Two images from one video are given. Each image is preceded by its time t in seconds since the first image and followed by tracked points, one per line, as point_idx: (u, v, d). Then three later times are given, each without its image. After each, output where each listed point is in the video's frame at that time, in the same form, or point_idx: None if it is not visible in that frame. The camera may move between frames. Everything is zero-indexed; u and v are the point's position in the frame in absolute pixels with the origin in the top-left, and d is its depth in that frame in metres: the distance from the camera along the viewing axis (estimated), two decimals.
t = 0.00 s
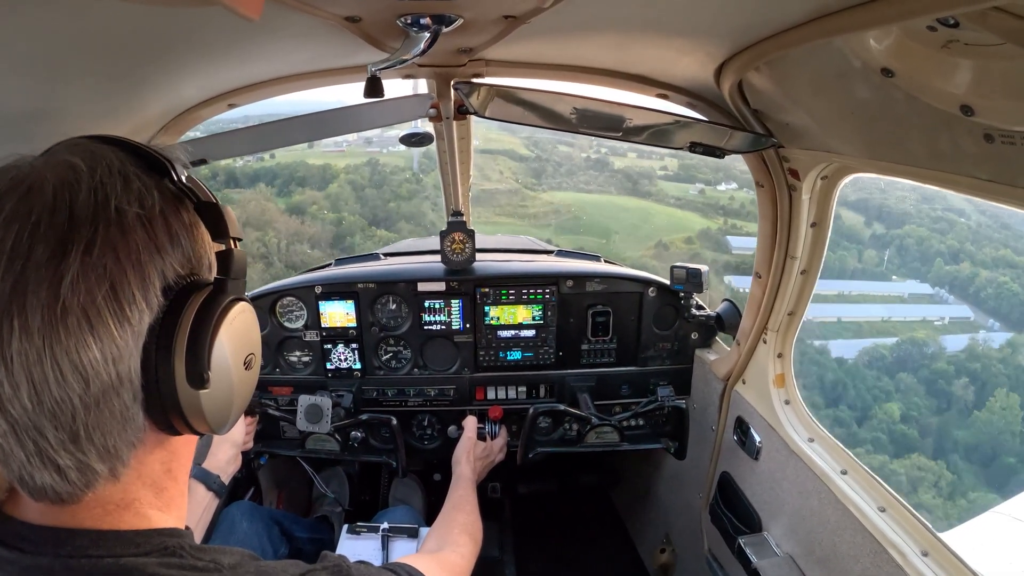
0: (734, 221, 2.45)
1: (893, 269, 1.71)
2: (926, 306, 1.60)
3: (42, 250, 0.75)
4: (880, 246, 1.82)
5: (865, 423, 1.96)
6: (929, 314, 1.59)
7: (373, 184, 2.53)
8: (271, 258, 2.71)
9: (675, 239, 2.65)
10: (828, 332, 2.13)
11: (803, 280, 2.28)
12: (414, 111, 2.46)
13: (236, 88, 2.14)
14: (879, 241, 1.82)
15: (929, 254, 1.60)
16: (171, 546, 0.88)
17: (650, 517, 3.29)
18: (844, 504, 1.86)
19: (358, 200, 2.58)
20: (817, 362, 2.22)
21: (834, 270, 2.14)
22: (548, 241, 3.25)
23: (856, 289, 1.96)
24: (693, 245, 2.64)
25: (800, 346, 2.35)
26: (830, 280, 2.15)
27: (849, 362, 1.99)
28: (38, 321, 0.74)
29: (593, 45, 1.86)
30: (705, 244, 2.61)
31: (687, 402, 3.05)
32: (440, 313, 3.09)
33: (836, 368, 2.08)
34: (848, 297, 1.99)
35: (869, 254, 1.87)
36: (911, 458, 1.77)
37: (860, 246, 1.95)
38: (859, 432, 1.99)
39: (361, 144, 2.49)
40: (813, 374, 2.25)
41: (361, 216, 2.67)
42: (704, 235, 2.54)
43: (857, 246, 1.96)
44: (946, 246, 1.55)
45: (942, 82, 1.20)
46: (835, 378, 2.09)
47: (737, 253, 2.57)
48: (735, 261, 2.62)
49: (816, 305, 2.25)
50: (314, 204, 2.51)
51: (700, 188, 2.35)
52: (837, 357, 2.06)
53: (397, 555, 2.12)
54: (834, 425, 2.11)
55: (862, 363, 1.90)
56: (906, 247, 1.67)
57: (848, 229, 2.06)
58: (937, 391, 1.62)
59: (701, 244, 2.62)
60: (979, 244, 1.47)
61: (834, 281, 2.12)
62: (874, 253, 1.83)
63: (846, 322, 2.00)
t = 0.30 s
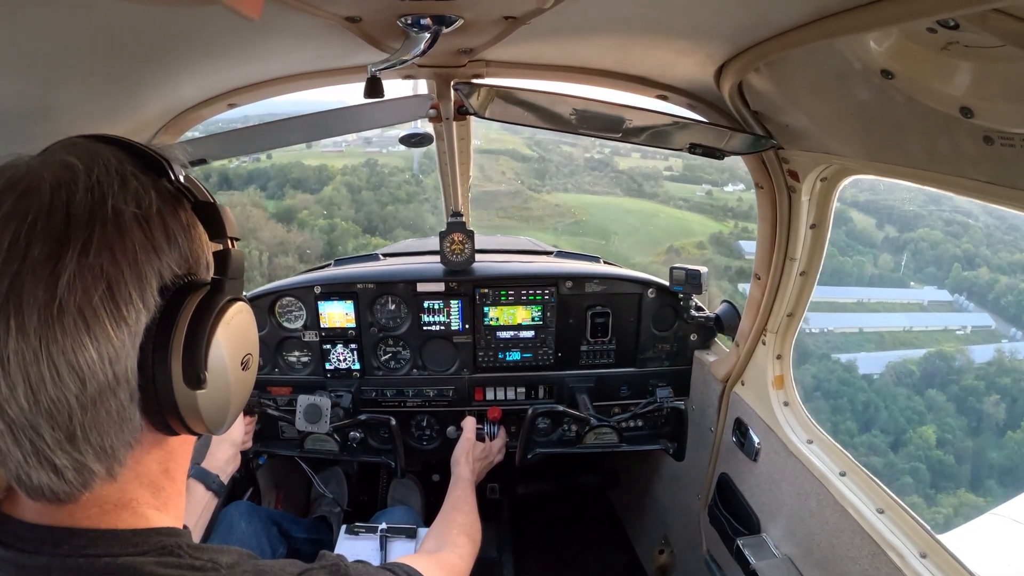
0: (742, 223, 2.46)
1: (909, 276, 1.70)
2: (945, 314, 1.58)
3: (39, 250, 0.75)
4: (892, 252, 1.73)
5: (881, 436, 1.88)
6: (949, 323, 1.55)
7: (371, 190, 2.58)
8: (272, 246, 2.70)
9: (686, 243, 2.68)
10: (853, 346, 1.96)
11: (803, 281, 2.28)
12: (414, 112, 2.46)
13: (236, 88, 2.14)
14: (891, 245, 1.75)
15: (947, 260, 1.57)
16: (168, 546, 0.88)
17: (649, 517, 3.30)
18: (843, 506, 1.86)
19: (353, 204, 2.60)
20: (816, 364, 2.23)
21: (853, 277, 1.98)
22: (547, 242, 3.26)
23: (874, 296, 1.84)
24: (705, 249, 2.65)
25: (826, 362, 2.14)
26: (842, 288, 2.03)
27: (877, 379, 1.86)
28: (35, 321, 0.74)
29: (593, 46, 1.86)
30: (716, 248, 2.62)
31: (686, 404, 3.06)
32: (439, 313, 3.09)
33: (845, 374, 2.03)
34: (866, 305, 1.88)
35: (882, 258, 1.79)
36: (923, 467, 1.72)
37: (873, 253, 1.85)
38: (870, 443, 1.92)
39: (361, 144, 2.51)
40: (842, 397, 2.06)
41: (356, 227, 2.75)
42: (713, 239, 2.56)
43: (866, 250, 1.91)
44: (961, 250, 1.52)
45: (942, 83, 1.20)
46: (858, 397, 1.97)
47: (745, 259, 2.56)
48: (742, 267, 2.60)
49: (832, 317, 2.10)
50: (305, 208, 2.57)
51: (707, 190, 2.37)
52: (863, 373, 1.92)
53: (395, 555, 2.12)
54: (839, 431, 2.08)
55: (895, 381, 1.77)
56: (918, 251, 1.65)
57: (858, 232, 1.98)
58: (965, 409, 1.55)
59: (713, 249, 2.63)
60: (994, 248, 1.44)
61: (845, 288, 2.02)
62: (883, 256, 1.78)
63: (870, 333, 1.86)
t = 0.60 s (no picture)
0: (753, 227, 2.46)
1: (928, 281, 1.62)
2: (967, 324, 1.49)
3: (40, 249, 0.75)
4: (905, 254, 1.69)
5: (897, 446, 1.82)
6: (973, 334, 1.47)
7: (366, 194, 2.59)
8: (270, 252, 2.70)
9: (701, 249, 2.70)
10: (878, 360, 1.84)
11: (802, 283, 2.27)
12: (414, 113, 2.46)
13: (236, 89, 2.14)
14: (906, 248, 1.68)
15: (963, 264, 1.51)
16: (168, 545, 0.87)
17: (648, 519, 3.29)
18: (842, 508, 1.86)
19: (347, 209, 2.62)
20: (815, 366, 2.22)
21: (876, 285, 1.84)
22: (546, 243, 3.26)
23: (897, 305, 1.74)
24: (720, 255, 2.68)
25: (856, 381, 1.97)
26: (863, 297, 1.91)
27: (910, 399, 1.74)
28: (35, 320, 0.74)
29: (592, 48, 1.87)
30: (729, 255, 2.63)
31: (685, 406, 3.06)
32: (439, 314, 3.09)
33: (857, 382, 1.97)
34: (888, 314, 1.77)
35: (899, 262, 1.71)
36: (937, 478, 1.67)
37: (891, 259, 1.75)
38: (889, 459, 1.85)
39: (360, 143, 2.52)
40: (879, 422, 1.89)
41: (352, 224, 2.71)
42: (726, 244, 2.59)
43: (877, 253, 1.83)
44: (977, 254, 1.47)
45: (941, 85, 1.21)
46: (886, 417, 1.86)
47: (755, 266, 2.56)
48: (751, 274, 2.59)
49: (854, 327, 1.96)
50: (295, 214, 2.54)
51: (715, 191, 2.39)
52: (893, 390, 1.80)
53: (394, 556, 2.12)
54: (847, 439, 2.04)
55: (931, 400, 1.66)
56: (935, 255, 1.58)
57: (870, 235, 1.92)
58: (1000, 430, 1.47)
59: (727, 255, 2.65)
60: (1011, 251, 1.39)
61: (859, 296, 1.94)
62: (897, 258, 1.72)
63: (895, 345, 1.75)
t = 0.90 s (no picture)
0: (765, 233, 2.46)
1: (949, 288, 1.58)
2: (992, 332, 1.46)
3: (36, 248, 0.74)
4: (921, 257, 1.65)
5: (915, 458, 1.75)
6: (996, 343, 1.45)
7: (366, 195, 2.59)
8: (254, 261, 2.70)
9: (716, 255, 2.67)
10: (905, 372, 1.75)
11: (802, 285, 2.27)
12: (414, 113, 2.46)
13: (236, 88, 2.14)
14: (922, 253, 1.64)
15: (981, 269, 1.48)
16: (165, 544, 0.87)
17: (646, 521, 3.29)
18: (840, 509, 1.86)
19: (342, 210, 2.63)
20: (815, 368, 2.22)
21: (894, 292, 1.74)
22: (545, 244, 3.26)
23: (919, 315, 1.67)
24: (734, 261, 2.62)
25: (890, 404, 1.82)
26: (880, 305, 1.80)
27: (949, 420, 1.61)
28: (31, 319, 0.74)
29: (593, 49, 1.87)
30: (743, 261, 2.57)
31: (684, 407, 3.06)
32: (438, 315, 3.09)
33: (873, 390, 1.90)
34: (909, 324, 1.70)
35: (915, 267, 1.67)
36: (958, 489, 1.62)
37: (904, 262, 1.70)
38: (902, 470, 1.80)
39: (360, 144, 2.52)
40: (916, 450, 1.74)
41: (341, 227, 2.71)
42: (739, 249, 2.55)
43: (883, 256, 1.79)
44: (994, 259, 1.44)
45: (941, 88, 1.20)
46: (907, 432, 1.78)
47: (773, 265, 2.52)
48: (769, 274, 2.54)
49: (876, 339, 1.84)
50: (283, 221, 2.54)
51: (722, 193, 2.39)
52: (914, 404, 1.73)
53: (392, 555, 2.12)
54: (858, 448, 1.99)
55: (968, 421, 1.56)
56: (951, 260, 1.55)
57: (885, 239, 1.81)
58: None
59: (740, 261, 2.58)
60: None
61: (876, 305, 1.82)
62: (909, 262, 1.68)
63: (921, 357, 1.68)
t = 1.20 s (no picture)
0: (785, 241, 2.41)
1: (967, 294, 1.51)
2: (1015, 341, 1.39)
3: (31, 244, 0.74)
4: (937, 262, 1.59)
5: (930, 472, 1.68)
6: None
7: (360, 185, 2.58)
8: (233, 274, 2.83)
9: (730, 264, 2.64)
10: (934, 389, 1.64)
11: (801, 287, 2.27)
12: (414, 113, 2.46)
13: (236, 86, 2.14)
14: (937, 257, 1.59)
15: (998, 273, 1.42)
16: (160, 542, 0.87)
17: (645, 522, 3.28)
18: (838, 512, 1.86)
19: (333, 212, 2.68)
20: (814, 370, 2.22)
21: (918, 301, 1.65)
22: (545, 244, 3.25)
23: (943, 324, 1.58)
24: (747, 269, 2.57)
25: (932, 430, 1.65)
26: (902, 313, 1.70)
27: (980, 438, 1.51)
28: (25, 315, 0.73)
29: (593, 50, 1.87)
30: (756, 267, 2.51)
31: (683, 408, 3.06)
32: (437, 314, 3.09)
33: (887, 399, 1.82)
34: (931, 334, 1.62)
35: (933, 272, 1.60)
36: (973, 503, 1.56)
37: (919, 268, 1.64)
38: (918, 478, 1.72)
39: (360, 145, 2.51)
40: (962, 482, 1.60)
41: (329, 235, 2.81)
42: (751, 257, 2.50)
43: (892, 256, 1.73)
44: (1011, 263, 1.38)
45: (941, 91, 1.20)
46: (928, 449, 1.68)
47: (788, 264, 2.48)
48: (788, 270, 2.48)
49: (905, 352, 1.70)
50: (268, 231, 2.64)
51: (730, 195, 2.43)
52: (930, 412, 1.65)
53: (390, 554, 2.12)
54: (866, 457, 1.93)
55: (1007, 445, 1.45)
56: (968, 264, 1.49)
57: (899, 242, 1.72)
58: None
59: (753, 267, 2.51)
60: None
61: (895, 313, 1.71)
62: (927, 267, 1.62)
63: (948, 371, 1.58)
